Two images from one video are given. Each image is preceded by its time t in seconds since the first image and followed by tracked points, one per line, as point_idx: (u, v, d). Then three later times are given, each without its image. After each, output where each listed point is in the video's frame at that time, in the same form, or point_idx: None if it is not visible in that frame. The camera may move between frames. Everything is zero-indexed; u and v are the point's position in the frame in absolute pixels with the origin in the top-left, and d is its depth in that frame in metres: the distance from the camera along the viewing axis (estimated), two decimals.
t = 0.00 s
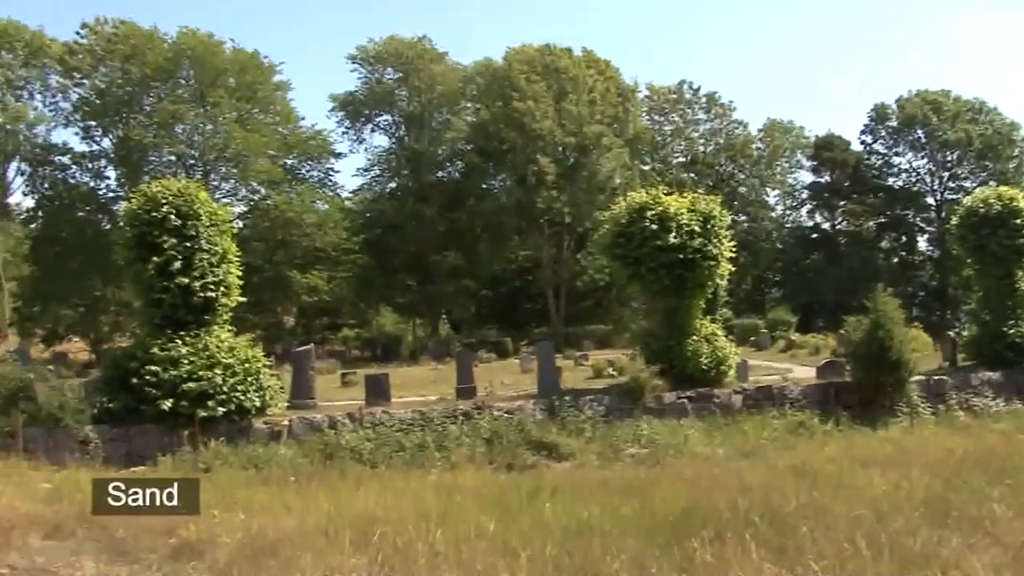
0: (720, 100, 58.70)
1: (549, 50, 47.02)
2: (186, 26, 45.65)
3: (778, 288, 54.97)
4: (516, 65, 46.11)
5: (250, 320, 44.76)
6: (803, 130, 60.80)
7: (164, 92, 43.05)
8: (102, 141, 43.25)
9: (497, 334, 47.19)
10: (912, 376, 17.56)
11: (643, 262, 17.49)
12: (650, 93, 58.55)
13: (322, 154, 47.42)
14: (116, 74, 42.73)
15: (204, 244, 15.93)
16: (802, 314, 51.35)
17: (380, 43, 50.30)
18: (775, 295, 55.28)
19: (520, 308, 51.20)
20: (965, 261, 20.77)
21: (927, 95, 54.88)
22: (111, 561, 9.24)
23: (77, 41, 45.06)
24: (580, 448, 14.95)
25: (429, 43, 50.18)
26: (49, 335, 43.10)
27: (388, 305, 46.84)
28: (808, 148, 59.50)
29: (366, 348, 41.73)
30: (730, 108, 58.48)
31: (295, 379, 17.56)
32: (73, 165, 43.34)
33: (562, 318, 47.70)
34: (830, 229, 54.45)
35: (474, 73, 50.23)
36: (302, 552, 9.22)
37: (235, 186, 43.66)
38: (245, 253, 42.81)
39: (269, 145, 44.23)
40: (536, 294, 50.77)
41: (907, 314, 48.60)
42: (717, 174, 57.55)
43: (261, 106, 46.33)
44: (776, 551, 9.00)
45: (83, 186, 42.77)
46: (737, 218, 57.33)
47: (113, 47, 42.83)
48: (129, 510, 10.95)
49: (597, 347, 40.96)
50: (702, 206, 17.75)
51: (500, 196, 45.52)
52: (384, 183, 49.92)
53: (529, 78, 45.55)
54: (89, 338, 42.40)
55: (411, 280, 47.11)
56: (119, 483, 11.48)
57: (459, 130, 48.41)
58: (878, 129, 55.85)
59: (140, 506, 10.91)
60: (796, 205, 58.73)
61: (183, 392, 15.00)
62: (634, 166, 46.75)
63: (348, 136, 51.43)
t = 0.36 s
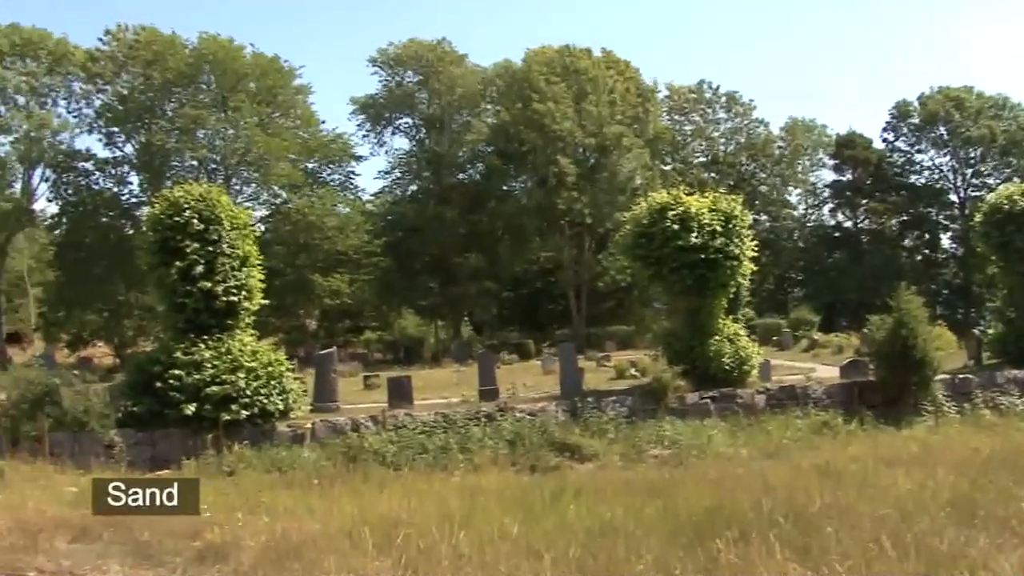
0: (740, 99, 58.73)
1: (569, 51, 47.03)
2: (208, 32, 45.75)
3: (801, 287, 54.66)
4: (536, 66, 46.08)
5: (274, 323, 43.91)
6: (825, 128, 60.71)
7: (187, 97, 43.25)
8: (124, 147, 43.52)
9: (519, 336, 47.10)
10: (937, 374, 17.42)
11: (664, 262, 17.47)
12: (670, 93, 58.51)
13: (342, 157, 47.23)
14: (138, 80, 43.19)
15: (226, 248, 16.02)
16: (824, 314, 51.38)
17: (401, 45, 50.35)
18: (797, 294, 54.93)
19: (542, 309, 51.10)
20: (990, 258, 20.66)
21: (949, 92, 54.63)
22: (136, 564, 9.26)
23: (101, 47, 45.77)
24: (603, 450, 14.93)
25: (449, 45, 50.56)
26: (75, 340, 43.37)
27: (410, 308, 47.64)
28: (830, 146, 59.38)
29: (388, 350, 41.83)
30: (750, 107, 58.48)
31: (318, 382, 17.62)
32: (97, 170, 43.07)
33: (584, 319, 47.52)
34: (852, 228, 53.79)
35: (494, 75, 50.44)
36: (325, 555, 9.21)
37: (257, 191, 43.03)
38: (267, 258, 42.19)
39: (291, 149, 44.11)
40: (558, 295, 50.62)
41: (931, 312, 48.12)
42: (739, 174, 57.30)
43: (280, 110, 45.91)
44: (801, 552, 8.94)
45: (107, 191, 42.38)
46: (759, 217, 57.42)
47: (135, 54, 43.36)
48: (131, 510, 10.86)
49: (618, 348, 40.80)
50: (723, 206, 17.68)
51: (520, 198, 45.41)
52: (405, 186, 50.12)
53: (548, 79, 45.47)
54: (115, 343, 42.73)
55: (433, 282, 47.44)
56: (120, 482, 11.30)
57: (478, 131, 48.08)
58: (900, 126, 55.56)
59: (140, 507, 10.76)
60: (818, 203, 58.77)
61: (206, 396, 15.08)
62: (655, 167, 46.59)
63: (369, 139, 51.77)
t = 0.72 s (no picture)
0: (763, 101, 57.17)
1: (592, 54, 46.87)
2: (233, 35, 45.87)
3: (824, 292, 54.32)
4: (558, 70, 46.00)
5: (297, 326, 44.08)
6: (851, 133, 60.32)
7: (211, 100, 43.42)
8: (149, 150, 43.44)
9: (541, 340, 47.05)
10: (962, 380, 17.32)
11: (687, 266, 17.45)
12: (694, 97, 57.07)
13: (365, 160, 46.93)
14: (163, 82, 43.45)
15: (250, 251, 16.11)
16: (848, 318, 50.57)
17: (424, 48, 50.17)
18: (821, 299, 54.43)
19: (564, 313, 51.06)
20: (1017, 263, 20.52)
21: (975, 95, 54.19)
22: (161, 564, 9.29)
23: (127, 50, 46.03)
24: (625, 454, 14.92)
25: (472, 48, 50.11)
26: (99, 341, 43.57)
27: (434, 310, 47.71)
28: (855, 149, 58.86)
29: (411, 354, 42.17)
30: (775, 110, 56.85)
31: (341, 384, 17.67)
32: (123, 172, 43.19)
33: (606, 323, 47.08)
34: (877, 233, 53.69)
35: (517, 79, 50.17)
36: (347, 556, 9.23)
37: (280, 194, 43.29)
38: (292, 261, 42.76)
39: (314, 151, 44.18)
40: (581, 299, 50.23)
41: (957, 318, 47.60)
42: (763, 178, 55.34)
43: (304, 113, 45.82)
44: (825, 558, 8.88)
45: (132, 194, 42.53)
46: (782, 222, 55.97)
47: (160, 56, 43.52)
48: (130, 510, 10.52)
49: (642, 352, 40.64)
50: (747, 210, 17.61)
51: (543, 201, 45.27)
52: (428, 189, 50.35)
53: (571, 83, 45.27)
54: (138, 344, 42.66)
55: (456, 285, 47.61)
56: (116, 482, 11.00)
57: (502, 136, 48.02)
58: (926, 130, 54.99)
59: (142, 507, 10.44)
60: (842, 207, 57.87)
61: (230, 397, 15.17)
62: (679, 170, 46.31)
63: (392, 142, 51.62)
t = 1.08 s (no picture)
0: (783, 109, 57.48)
1: (610, 60, 46.68)
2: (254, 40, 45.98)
3: (842, 298, 54.29)
4: (576, 75, 45.90)
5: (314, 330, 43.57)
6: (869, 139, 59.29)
7: (230, 104, 43.21)
8: (169, 154, 43.74)
9: (558, 345, 46.99)
10: (981, 388, 17.24)
11: (705, 272, 17.42)
12: (712, 104, 57.58)
13: (384, 165, 47.32)
14: (184, 87, 43.45)
15: (269, 255, 16.15)
16: (866, 325, 50.27)
17: (443, 54, 50.46)
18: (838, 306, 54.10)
19: (581, 319, 50.98)
20: None
21: (995, 101, 53.95)
22: (177, 567, 9.29)
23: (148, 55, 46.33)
24: (643, 459, 14.91)
25: (491, 53, 50.22)
26: (118, 344, 43.71)
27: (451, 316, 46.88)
28: (874, 156, 57.94)
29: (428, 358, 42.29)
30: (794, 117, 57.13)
31: (358, 389, 17.73)
32: (142, 176, 43.51)
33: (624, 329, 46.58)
34: (895, 239, 53.47)
35: (536, 84, 49.78)
36: (362, 561, 9.25)
37: (299, 198, 43.67)
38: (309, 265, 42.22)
39: (333, 156, 44.17)
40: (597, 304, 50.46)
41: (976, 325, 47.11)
42: (782, 185, 54.95)
43: (322, 117, 46.00)
44: (842, 566, 8.84)
45: (151, 198, 42.60)
46: (800, 228, 55.19)
47: (181, 60, 43.54)
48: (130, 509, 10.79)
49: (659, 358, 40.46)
50: (765, 216, 17.60)
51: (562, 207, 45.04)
52: (447, 194, 50.12)
53: (589, 88, 45.42)
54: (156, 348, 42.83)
55: (473, 290, 47.47)
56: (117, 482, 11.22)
57: (520, 140, 47.52)
58: (945, 136, 54.71)
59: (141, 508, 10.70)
60: (860, 214, 57.55)
61: (247, 401, 15.22)
62: (697, 176, 46.08)
63: (409, 147, 51.29)
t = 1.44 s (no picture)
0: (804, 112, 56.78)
1: (630, 65, 46.41)
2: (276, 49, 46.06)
3: (865, 305, 52.68)
4: (597, 81, 45.67)
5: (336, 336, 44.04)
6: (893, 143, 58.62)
7: (251, 113, 43.55)
8: (191, 162, 43.89)
9: (579, 351, 46.90)
10: (1007, 394, 17.14)
11: (726, 277, 17.35)
12: (733, 108, 56.99)
13: (405, 172, 46.90)
14: (205, 95, 43.83)
15: (290, 262, 16.24)
16: (889, 330, 49.29)
17: (463, 60, 49.94)
18: (861, 310, 53.67)
19: (603, 325, 50.86)
20: None
21: (1020, 104, 53.60)
22: (201, 572, 9.31)
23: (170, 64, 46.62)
24: (664, 466, 14.98)
25: (510, 59, 49.91)
26: (142, 352, 43.97)
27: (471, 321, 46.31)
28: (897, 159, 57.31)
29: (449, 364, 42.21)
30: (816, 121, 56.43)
31: (380, 396, 17.77)
32: (165, 184, 43.55)
33: (645, 335, 46.66)
34: (919, 243, 52.28)
35: (556, 90, 49.76)
36: (385, 566, 9.29)
37: (319, 205, 43.18)
38: (330, 272, 42.54)
39: (353, 163, 44.16)
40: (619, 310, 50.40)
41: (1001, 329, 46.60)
42: (804, 189, 54.95)
43: (343, 125, 45.76)
44: (866, 571, 8.79)
45: (173, 206, 42.81)
46: (822, 232, 55.55)
47: (203, 69, 43.83)
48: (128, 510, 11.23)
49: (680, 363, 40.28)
50: (787, 221, 17.54)
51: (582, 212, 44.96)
52: (468, 201, 49.91)
53: (610, 94, 44.93)
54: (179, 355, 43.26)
55: (495, 297, 47.24)
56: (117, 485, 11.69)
57: (541, 146, 48.32)
58: (969, 139, 54.38)
59: (142, 506, 11.14)
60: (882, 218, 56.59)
61: (270, 407, 15.30)
62: (718, 181, 45.91)
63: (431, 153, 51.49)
